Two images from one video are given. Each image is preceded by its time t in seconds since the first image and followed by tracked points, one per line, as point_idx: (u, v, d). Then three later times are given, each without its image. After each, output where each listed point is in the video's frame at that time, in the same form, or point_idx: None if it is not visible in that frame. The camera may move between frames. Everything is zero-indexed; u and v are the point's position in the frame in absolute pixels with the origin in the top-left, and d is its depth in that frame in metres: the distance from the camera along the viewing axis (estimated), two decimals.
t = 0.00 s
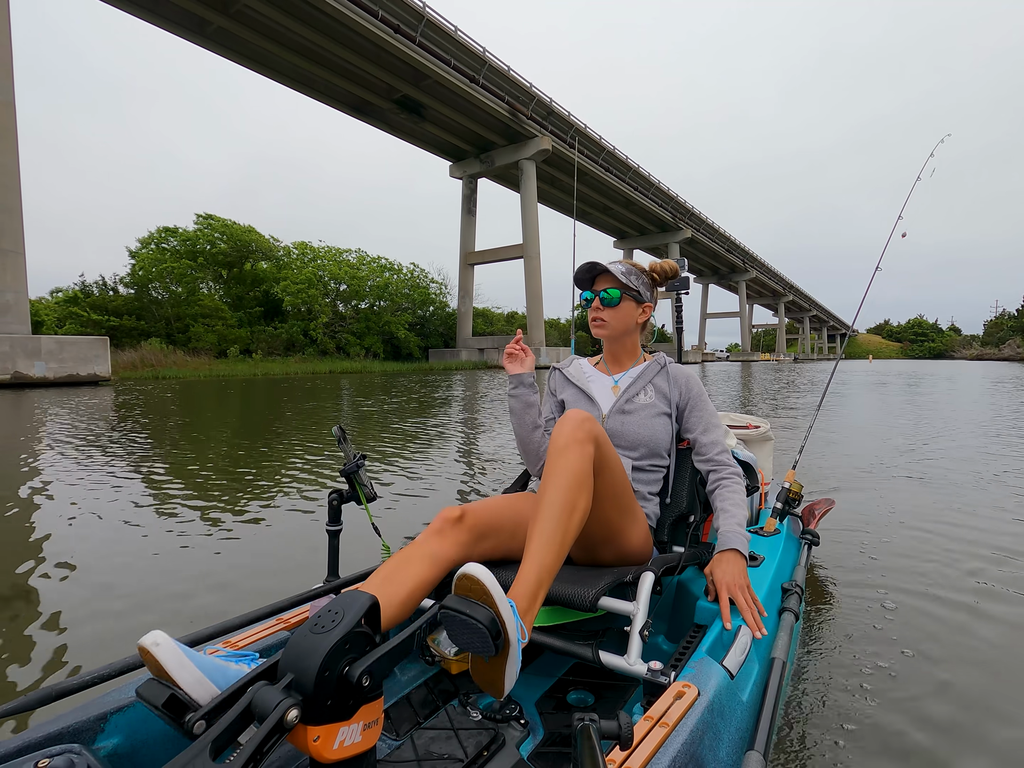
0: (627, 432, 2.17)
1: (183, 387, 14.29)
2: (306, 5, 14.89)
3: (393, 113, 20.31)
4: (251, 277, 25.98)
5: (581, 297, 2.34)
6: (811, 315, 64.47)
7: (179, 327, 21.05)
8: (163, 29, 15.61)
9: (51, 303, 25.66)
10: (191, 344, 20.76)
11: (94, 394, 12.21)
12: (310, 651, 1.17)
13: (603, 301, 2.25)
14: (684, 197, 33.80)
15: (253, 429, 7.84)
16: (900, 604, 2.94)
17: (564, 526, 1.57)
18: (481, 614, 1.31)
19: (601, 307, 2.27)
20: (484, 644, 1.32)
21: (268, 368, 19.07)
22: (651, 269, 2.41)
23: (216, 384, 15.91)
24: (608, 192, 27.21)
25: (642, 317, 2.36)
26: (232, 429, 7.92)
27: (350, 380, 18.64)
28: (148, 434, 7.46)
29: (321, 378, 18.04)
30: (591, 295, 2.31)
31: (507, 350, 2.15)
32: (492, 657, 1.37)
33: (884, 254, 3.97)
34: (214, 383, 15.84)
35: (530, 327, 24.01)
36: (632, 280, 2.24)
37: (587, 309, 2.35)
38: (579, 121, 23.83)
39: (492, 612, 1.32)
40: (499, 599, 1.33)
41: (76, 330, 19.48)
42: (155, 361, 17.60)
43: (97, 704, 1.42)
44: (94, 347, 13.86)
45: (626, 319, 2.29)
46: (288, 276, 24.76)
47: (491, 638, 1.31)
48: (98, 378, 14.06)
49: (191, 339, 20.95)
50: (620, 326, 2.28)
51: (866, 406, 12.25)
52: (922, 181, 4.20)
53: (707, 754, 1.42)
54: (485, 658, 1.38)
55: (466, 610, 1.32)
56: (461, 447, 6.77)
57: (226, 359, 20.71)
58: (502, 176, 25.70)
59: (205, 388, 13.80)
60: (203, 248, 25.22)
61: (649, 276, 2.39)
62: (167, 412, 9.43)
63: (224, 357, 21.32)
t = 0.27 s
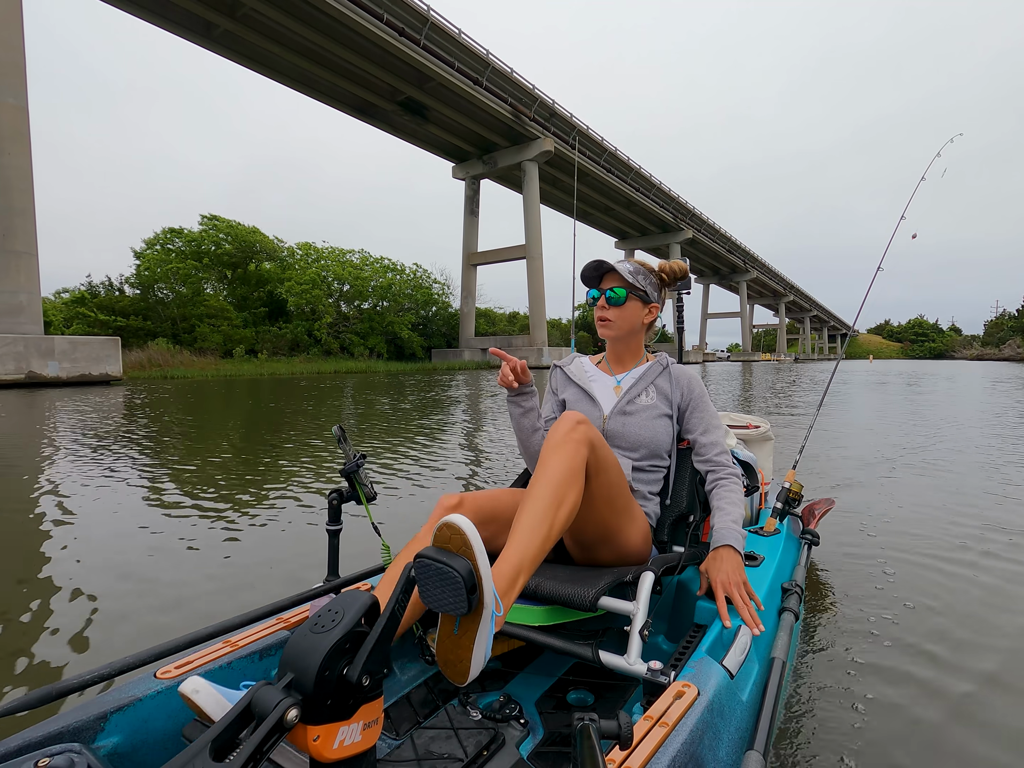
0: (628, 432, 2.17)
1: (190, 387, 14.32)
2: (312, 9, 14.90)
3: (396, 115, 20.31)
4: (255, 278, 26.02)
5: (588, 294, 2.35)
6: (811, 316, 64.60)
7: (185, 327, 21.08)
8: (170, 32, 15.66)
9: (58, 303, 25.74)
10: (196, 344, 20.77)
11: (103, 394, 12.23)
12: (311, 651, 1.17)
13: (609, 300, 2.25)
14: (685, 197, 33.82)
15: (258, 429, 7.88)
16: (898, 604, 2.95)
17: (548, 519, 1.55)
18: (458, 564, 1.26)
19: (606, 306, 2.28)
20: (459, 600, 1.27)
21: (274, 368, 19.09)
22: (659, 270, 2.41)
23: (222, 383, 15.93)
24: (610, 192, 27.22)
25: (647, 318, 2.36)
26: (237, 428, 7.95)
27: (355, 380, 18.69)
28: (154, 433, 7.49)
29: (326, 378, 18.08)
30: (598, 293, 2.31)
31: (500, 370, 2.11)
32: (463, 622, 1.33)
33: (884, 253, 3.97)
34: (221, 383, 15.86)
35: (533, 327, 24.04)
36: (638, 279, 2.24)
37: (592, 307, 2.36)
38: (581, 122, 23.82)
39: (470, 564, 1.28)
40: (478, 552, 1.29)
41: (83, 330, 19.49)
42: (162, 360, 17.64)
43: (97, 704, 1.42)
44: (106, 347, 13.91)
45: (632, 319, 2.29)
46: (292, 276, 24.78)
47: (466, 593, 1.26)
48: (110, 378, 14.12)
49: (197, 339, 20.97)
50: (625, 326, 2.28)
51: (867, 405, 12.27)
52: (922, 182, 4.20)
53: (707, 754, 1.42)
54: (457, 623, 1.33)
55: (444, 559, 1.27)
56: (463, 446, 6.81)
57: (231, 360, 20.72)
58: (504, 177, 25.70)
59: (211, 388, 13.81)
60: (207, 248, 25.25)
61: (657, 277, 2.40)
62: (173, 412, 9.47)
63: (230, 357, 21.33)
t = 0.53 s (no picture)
0: (625, 433, 2.17)
1: (196, 386, 14.31)
2: (317, 12, 14.88)
3: (400, 116, 20.29)
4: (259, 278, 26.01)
5: (595, 292, 2.36)
6: (812, 316, 64.64)
7: (191, 327, 21.08)
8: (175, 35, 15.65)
9: (65, 304, 25.79)
10: (202, 344, 20.76)
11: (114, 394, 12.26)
12: (309, 649, 1.17)
13: (614, 299, 2.27)
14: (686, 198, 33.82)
15: (261, 429, 7.89)
16: (898, 603, 2.95)
17: (513, 555, 1.48)
18: (377, 583, 1.09)
19: (610, 307, 2.29)
20: (377, 624, 1.10)
21: (280, 368, 19.07)
22: (668, 274, 2.41)
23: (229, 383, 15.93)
24: (612, 193, 27.22)
25: (651, 321, 2.35)
26: (240, 428, 7.96)
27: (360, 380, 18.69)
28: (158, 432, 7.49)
29: (331, 379, 18.08)
30: (604, 293, 2.33)
31: (500, 365, 2.11)
32: (390, 650, 1.15)
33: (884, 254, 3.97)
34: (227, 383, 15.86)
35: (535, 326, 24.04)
36: (644, 283, 2.24)
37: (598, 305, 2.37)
38: (583, 124, 23.82)
39: (390, 582, 1.11)
40: (400, 566, 1.11)
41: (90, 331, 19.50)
42: (169, 360, 17.65)
43: (96, 703, 1.42)
44: (118, 347, 13.99)
45: (636, 321, 2.29)
46: (297, 276, 24.78)
47: (384, 617, 1.09)
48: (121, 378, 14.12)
49: (202, 339, 20.98)
50: (628, 326, 2.29)
51: (870, 405, 12.26)
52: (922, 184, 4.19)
53: (704, 754, 1.42)
54: (382, 653, 1.15)
55: (362, 576, 1.10)
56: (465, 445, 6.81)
57: (237, 359, 20.73)
58: (507, 178, 25.70)
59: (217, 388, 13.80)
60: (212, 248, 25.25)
61: (665, 281, 2.39)
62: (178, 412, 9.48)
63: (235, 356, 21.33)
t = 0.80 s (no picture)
0: (623, 433, 2.17)
1: (203, 386, 14.30)
2: (321, 14, 14.87)
3: (403, 118, 20.30)
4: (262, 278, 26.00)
5: (596, 293, 2.37)
6: (814, 316, 64.61)
7: (196, 327, 21.08)
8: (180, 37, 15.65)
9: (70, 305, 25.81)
10: (207, 344, 20.75)
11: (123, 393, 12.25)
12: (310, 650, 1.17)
13: (613, 300, 2.27)
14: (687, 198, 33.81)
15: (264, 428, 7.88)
16: (899, 603, 2.95)
17: (492, 634, 1.40)
18: (300, 724, 1.01)
19: (610, 308, 2.30)
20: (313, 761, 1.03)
21: (285, 368, 19.05)
22: (670, 276, 2.40)
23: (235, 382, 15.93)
24: (614, 194, 27.22)
25: (651, 324, 2.35)
26: (244, 427, 7.95)
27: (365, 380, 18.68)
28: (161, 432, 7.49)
29: (337, 379, 18.07)
30: (606, 293, 2.32)
31: (493, 376, 2.21)
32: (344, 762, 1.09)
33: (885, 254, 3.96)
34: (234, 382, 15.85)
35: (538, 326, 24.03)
36: (645, 286, 2.24)
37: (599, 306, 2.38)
38: (585, 125, 23.80)
39: (318, 715, 1.02)
40: (322, 696, 1.02)
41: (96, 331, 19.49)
42: (176, 360, 17.63)
43: (96, 704, 1.42)
44: (129, 347, 13.98)
45: (635, 322, 2.29)
46: (300, 276, 24.78)
47: (318, 755, 1.02)
48: (132, 378, 14.09)
49: (208, 339, 20.97)
50: (627, 327, 2.29)
51: (872, 405, 12.25)
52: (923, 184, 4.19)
53: (705, 754, 1.42)
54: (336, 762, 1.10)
55: (282, 718, 1.02)
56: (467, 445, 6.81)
57: (242, 359, 20.72)
58: (509, 178, 25.68)
59: (223, 388, 13.79)
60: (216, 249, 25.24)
61: (667, 283, 2.39)
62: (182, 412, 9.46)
63: (240, 356, 21.32)
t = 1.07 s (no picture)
0: (622, 432, 2.17)
1: (209, 386, 14.31)
2: (325, 16, 14.88)
3: (406, 119, 20.31)
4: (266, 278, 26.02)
5: (589, 294, 2.36)
6: (815, 315, 64.62)
7: (201, 327, 21.10)
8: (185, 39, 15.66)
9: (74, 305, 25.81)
10: (212, 344, 20.74)
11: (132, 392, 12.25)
12: (310, 651, 1.17)
13: (606, 301, 2.27)
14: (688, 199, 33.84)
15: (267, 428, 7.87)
16: (899, 602, 2.96)
17: (498, 654, 1.39)
18: None
19: (603, 310, 2.29)
20: None
21: (290, 367, 19.04)
22: (662, 272, 2.40)
23: (241, 381, 15.94)
24: (615, 194, 27.24)
25: (645, 322, 2.35)
26: (247, 427, 7.95)
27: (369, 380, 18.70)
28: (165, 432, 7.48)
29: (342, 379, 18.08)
30: (598, 293, 2.32)
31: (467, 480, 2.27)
32: None
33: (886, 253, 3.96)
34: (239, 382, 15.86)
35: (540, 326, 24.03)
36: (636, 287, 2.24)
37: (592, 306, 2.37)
38: (586, 125, 23.80)
39: None
40: None
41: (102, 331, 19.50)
42: (182, 359, 17.63)
43: (97, 704, 1.42)
44: (139, 346, 13.81)
45: (628, 322, 2.29)
46: (304, 276, 24.78)
47: None
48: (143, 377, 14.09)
49: (213, 338, 20.96)
50: (621, 327, 2.28)
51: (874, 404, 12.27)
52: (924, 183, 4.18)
53: (706, 753, 1.42)
54: None
55: None
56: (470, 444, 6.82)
57: (247, 358, 20.71)
58: (511, 178, 25.68)
59: (229, 387, 13.80)
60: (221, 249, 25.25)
61: (659, 280, 2.39)
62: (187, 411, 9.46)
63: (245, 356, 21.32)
